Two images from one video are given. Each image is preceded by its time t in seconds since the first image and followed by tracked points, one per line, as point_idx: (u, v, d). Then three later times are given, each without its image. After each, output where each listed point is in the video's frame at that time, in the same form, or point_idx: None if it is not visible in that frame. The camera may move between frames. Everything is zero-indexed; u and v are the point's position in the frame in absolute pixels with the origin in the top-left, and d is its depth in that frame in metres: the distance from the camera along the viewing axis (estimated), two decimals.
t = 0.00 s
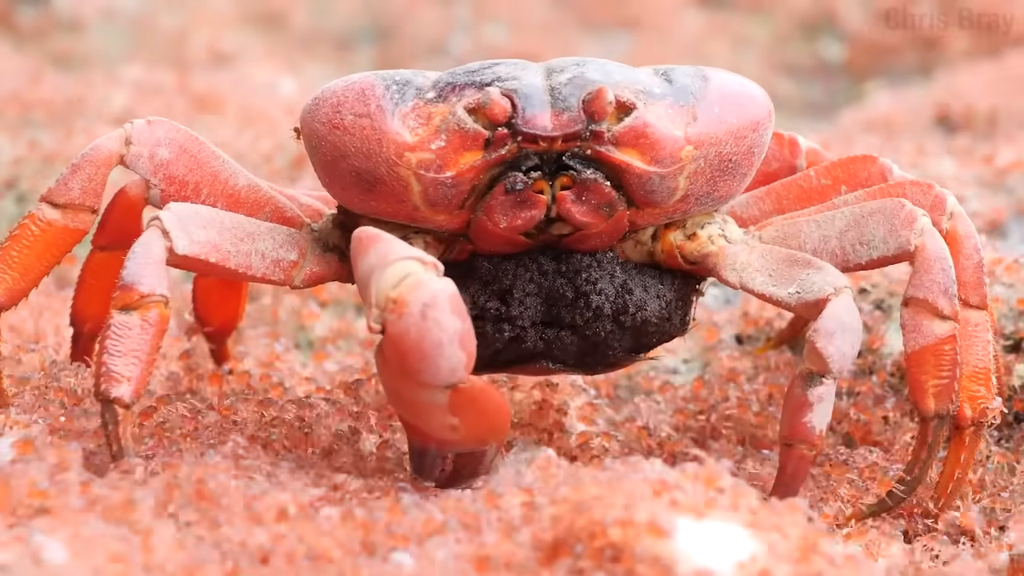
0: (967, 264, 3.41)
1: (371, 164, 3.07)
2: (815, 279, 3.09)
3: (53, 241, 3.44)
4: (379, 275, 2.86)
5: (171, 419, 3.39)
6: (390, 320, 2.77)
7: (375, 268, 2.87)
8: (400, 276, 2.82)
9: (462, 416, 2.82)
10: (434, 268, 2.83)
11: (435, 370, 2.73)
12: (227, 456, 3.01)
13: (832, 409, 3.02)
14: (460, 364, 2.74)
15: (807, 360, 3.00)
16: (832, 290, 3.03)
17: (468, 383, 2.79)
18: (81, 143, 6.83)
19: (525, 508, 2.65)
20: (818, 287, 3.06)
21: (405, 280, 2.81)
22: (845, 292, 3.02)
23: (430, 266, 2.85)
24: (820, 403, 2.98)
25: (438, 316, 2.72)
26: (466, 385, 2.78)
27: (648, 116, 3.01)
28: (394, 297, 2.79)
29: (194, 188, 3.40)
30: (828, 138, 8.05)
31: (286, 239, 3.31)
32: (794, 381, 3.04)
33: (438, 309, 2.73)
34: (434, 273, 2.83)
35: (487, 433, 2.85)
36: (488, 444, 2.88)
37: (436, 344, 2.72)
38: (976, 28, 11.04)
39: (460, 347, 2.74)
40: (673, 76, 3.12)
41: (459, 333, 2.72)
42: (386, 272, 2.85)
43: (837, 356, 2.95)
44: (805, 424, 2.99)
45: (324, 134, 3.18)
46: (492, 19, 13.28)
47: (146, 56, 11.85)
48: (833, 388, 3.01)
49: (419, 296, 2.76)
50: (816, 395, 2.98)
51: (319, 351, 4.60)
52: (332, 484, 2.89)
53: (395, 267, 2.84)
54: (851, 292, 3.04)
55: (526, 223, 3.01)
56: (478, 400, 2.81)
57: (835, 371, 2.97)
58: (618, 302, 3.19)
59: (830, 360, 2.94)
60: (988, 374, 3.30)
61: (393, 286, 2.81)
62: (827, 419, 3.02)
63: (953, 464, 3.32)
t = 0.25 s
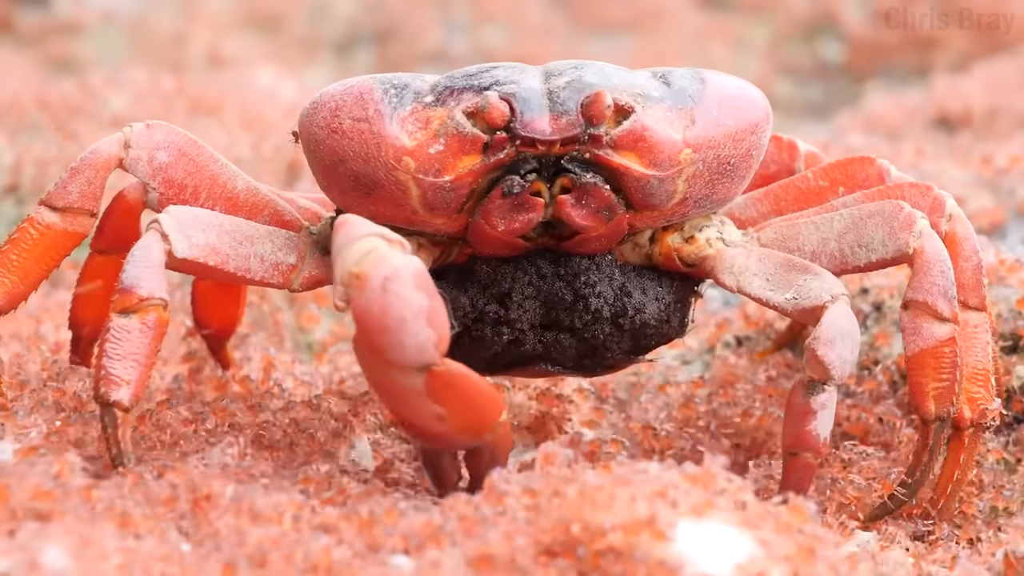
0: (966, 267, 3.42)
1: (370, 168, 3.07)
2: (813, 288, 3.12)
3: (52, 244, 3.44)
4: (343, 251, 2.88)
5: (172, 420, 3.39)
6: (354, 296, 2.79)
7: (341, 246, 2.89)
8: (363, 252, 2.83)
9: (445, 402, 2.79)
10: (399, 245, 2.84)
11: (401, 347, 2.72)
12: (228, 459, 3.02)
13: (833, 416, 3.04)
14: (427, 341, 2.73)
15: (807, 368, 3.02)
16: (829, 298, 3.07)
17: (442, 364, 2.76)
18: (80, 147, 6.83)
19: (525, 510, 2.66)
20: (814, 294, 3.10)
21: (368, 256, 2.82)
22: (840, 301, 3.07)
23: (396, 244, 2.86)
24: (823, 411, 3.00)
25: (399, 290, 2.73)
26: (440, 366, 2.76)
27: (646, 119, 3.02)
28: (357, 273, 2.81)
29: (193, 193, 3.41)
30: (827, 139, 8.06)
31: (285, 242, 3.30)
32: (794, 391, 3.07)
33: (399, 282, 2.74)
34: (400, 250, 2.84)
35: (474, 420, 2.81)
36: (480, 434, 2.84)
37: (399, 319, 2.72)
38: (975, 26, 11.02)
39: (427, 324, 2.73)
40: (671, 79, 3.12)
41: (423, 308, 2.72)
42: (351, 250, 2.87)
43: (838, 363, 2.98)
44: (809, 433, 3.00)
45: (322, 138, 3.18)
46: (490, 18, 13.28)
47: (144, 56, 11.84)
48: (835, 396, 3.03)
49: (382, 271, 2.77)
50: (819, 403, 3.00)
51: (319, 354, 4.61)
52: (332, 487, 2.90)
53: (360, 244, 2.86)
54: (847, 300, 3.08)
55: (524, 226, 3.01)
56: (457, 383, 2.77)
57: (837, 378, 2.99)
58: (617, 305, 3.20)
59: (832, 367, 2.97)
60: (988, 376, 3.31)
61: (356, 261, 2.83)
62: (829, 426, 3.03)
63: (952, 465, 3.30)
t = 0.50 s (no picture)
0: (966, 269, 3.42)
1: (369, 171, 3.07)
2: (813, 288, 3.11)
3: (51, 247, 3.44)
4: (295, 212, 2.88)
5: (170, 423, 3.39)
6: (302, 253, 2.78)
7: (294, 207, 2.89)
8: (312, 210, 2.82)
9: (410, 366, 2.73)
10: (350, 204, 2.82)
11: (349, 303, 2.70)
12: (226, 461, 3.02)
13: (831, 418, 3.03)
14: (375, 298, 2.70)
15: (804, 368, 3.02)
16: (827, 299, 3.06)
17: (397, 324, 2.72)
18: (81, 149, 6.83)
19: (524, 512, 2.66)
20: (813, 294, 3.09)
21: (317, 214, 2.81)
22: (839, 301, 3.06)
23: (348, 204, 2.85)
24: (820, 411, 2.99)
25: (343, 244, 2.71)
26: (394, 326, 2.72)
27: (646, 121, 3.02)
28: (305, 230, 2.80)
29: (192, 195, 3.40)
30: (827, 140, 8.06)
31: (285, 244, 3.27)
32: (791, 392, 3.06)
33: (345, 238, 2.72)
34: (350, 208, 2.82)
35: (442, 383, 2.73)
36: (455, 398, 2.75)
37: (344, 273, 2.70)
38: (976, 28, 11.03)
39: (375, 281, 2.71)
40: (671, 81, 3.12)
41: (370, 264, 2.70)
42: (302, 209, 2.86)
43: (835, 364, 2.97)
44: (806, 433, 3.00)
45: (322, 140, 3.18)
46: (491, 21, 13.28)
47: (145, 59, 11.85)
48: (833, 397, 3.02)
49: (328, 227, 2.76)
50: (816, 404, 2.99)
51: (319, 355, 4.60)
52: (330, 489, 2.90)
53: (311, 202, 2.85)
54: (846, 301, 3.07)
55: (523, 229, 3.00)
56: (416, 344, 2.71)
57: (834, 379, 2.98)
58: (616, 307, 3.19)
59: (828, 368, 2.96)
60: (987, 378, 3.31)
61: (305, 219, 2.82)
62: (826, 428, 3.02)
63: (951, 468, 3.28)
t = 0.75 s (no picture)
0: (968, 269, 3.42)
1: (371, 173, 3.07)
2: (814, 289, 3.11)
3: (53, 249, 3.44)
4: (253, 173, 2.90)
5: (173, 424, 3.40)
6: (255, 210, 2.80)
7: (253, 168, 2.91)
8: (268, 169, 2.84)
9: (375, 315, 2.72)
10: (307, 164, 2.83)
11: (297, 256, 2.70)
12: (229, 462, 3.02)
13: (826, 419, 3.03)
14: (323, 250, 2.70)
15: (802, 368, 3.02)
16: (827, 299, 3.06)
17: (351, 275, 2.72)
18: (82, 152, 6.84)
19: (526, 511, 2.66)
20: (814, 295, 3.09)
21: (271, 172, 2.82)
22: (840, 301, 3.06)
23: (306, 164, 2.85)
24: (816, 412, 2.99)
25: (292, 197, 2.72)
26: (348, 277, 2.72)
27: (647, 122, 3.02)
28: (258, 188, 2.81)
29: (194, 197, 3.40)
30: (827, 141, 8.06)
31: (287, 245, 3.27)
32: (788, 392, 3.06)
33: (296, 191, 2.72)
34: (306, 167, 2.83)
35: (410, 325, 2.70)
36: (428, 340, 2.72)
37: (292, 226, 2.70)
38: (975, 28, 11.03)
39: (324, 234, 2.71)
40: (672, 82, 3.12)
41: (318, 217, 2.70)
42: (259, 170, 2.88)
43: (832, 365, 2.97)
44: (799, 432, 3.00)
45: (323, 142, 3.18)
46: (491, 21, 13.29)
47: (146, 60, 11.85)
48: (829, 398, 3.02)
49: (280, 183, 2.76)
50: (812, 404, 3.00)
51: (320, 356, 4.61)
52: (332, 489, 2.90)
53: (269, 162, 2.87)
54: (847, 302, 3.07)
55: (524, 232, 3.00)
56: (375, 292, 2.70)
57: (831, 380, 2.99)
58: (618, 308, 3.20)
59: (826, 369, 2.97)
60: (989, 378, 3.32)
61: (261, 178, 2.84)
62: (821, 428, 3.02)
63: (952, 468, 3.28)
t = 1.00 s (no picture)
0: (969, 268, 3.42)
1: (373, 173, 3.08)
2: (814, 289, 3.12)
3: (55, 249, 3.44)
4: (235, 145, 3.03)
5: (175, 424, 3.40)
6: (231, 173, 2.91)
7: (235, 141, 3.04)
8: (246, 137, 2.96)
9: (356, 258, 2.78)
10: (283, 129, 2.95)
11: (268, 209, 2.80)
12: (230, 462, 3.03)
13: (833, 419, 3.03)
14: (293, 202, 2.79)
15: (806, 369, 3.02)
16: (829, 299, 3.07)
17: (323, 224, 2.79)
18: (84, 153, 6.84)
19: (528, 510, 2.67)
20: (815, 296, 3.09)
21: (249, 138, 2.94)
22: (841, 301, 3.07)
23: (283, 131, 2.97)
24: (822, 412, 2.99)
25: (264, 155, 2.83)
26: (319, 227, 2.79)
27: (649, 122, 3.02)
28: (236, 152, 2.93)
29: (195, 198, 3.41)
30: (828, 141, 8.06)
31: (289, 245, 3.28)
32: (792, 393, 3.05)
33: (268, 150, 2.84)
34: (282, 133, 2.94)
35: (391, 259, 2.74)
36: (415, 268, 2.73)
37: (263, 181, 2.81)
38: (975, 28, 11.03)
39: (295, 187, 2.81)
40: (673, 82, 3.13)
41: (288, 172, 2.80)
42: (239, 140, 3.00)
43: (837, 365, 2.98)
44: (806, 433, 2.99)
45: (325, 142, 3.18)
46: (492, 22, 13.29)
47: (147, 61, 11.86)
48: (834, 398, 3.02)
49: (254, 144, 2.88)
50: (817, 405, 3.00)
51: (322, 357, 4.61)
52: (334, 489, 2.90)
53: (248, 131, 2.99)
54: (848, 302, 3.08)
55: (525, 234, 2.99)
56: (349, 236, 2.76)
57: (836, 380, 2.99)
58: (620, 307, 3.21)
59: (831, 369, 2.97)
60: (991, 378, 3.32)
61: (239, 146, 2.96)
62: (828, 429, 3.02)
63: (955, 467, 3.30)
